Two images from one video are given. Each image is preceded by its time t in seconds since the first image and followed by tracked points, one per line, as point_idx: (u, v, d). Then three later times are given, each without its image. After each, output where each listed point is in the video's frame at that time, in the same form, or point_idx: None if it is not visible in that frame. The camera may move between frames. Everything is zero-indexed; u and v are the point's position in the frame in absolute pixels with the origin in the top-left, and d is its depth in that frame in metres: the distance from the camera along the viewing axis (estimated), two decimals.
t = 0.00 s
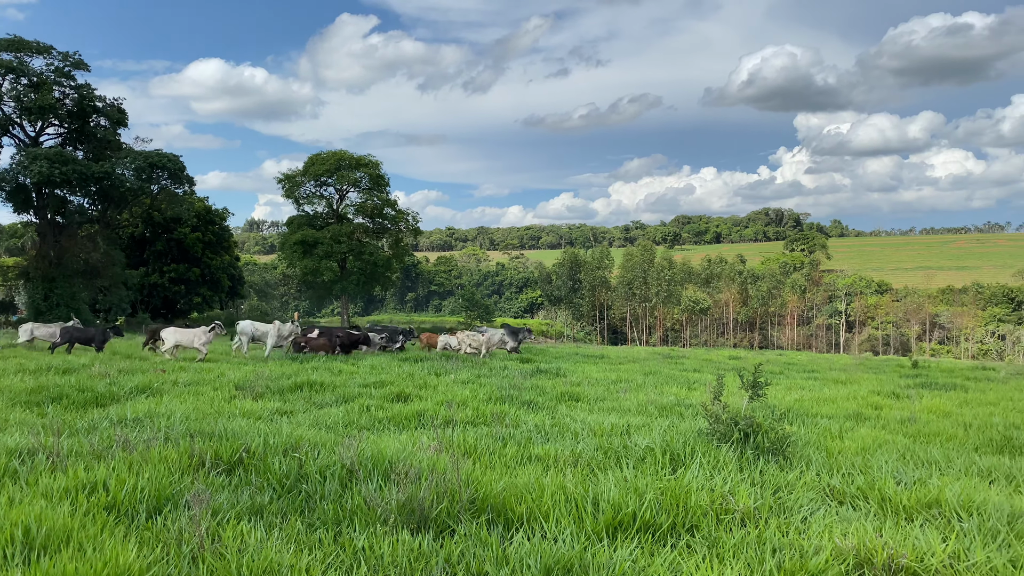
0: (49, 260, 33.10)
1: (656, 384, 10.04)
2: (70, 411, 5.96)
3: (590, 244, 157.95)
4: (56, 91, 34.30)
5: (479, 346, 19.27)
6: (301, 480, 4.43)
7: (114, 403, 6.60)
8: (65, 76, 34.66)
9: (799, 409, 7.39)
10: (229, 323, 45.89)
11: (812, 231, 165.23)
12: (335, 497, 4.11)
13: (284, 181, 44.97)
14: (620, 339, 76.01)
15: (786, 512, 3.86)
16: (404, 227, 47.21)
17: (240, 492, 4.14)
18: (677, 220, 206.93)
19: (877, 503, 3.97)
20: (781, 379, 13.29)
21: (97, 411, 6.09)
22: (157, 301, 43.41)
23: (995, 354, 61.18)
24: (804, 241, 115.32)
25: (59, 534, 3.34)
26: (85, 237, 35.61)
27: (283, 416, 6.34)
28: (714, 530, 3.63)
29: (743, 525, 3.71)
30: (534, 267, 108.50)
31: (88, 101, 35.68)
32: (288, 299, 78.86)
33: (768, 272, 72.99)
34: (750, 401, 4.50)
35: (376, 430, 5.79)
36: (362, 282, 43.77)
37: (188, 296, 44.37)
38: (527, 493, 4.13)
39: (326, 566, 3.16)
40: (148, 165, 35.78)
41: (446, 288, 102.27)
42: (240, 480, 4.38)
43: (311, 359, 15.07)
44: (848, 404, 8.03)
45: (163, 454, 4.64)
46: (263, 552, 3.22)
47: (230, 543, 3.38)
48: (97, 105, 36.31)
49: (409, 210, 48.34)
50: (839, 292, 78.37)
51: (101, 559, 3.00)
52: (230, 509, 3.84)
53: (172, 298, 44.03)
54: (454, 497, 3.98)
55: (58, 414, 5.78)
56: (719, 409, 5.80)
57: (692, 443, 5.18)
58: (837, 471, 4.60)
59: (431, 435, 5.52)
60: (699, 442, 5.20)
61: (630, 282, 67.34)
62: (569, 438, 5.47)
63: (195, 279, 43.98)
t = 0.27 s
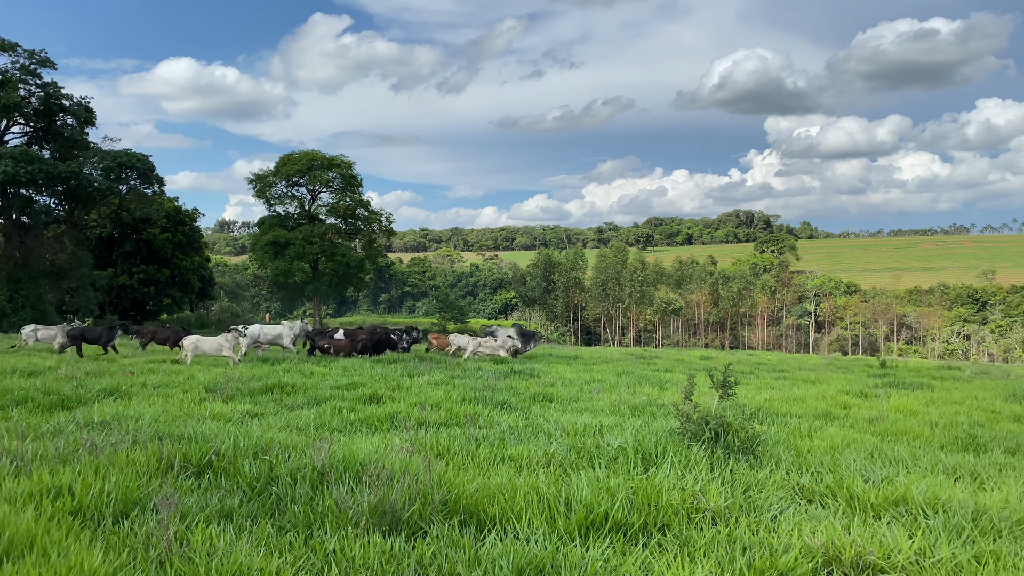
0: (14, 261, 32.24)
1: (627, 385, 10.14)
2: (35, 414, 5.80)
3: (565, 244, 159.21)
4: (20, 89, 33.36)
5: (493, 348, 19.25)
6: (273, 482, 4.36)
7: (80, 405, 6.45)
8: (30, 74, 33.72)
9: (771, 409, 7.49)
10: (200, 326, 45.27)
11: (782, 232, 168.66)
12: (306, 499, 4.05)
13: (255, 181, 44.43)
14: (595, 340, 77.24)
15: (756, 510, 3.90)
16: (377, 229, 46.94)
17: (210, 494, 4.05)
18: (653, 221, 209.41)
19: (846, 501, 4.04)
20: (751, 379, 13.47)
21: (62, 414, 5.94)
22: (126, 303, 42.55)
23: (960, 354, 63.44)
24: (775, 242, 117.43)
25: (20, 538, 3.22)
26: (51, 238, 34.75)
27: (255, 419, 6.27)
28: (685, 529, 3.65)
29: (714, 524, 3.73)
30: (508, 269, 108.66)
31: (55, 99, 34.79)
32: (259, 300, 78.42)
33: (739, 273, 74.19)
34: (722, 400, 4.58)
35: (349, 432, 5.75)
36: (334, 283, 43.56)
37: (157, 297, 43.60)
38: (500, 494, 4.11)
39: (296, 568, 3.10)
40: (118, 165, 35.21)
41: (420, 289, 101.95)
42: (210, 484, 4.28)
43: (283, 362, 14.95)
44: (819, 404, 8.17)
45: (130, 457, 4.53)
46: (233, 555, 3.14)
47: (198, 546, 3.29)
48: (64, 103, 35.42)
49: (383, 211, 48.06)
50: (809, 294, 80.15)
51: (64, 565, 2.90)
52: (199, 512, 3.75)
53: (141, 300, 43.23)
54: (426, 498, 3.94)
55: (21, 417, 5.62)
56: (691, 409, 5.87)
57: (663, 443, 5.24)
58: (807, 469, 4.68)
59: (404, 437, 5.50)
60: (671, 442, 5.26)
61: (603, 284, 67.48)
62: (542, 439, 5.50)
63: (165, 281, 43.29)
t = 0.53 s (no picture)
0: None
1: (601, 386, 10.23)
2: None
3: (539, 246, 160.16)
4: None
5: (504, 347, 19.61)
6: (241, 487, 4.19)
7: (42, 410, 6.16)
8: None
9: (742, 409, 7.65)
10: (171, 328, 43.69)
11: (750, 235, 173.59)
12: (275, 505, 3.90)
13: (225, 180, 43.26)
14: (569, 342, 78.16)
15: (726, 510, 3.96)
16: (349, 230, 46.22)
17: (176, 500, 3.87)
18: (626, 223, 212.50)
19: (815, 501, 4.12)
20: (723, 379, 13.74)
21: (22, 418, 5.64)
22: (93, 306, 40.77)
23: (929, 354, 66.81)
24: (745, 244, 120.66)
25: None
26: (14, 240, 33.13)
27: (225, 422, 6.06)
28: (656, 529, 3.68)
29: (685, 524, 3.77)
30: (482, 270, 108.61)
31: (21, 98, 32.88)
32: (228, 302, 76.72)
33: (711, 275, 75.92)
34: (693, 400, 4.67)
35: (319, 436, 5.61)
36: (305, 285, 42.74)
37: (125, 299, 41.91)
38: (473, 497, 4.05)
39: None
40: (85, 164, 33.91)
41: (394, 291, 100.81)
42: (175, 489, 4.09)
43: (254, 363, 14.58)
44: (789, 404, 8.37)
45: (94, 462, 4.30)
46: (200, 561, 3.00)
47: (163, 552, 3.13)
48: (31, 102, 33.53)
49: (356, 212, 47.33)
50: (780, 294, 82.62)
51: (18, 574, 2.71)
52: (165, 517, 3.58)
53: (108, 302, 41.51)
54: (397, 503, 3.84)
55: None
56: (663, 410, 5.94)
57: (636, 444, 5.29)
58: (776, 469, 4.78)
59: (375, 440, 5.40)
60: (643, 443, 5.33)
61: (577, 285, 68.18)
62: (516, 442, 5.47)
63: (134, 281, 41.66)
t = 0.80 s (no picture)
0: None
1: (576, 388, 10.28)
2: None
3: (516, 247, 160.52)
4: None
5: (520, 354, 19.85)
6: (213, 492, 4.03)
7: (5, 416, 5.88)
8: None
9: (715, 410, 7.78)
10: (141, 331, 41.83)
11: (722, 237, 177.86)
12: (245, 509, 3.76)
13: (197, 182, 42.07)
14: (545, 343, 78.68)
15: (700, 512, 3.99)
16: (324, 231, 45.42)
17: (146, 505, 3.69)
18: (601, 225, 214.85)
19: (788, 502, 4.20)
20: (697, 381, 13.96)
21: None
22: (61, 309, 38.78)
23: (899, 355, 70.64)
24: (717, 247, 123.47)
25: None
26: None
27: (196, 426, 5.86)
28: (631, 531, 3.68)
29: (659, 526, 3.79)
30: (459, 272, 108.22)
31: None
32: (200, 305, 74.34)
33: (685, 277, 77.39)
34: (668, 402, 4.74)
35: (292, 440, 5.46)
36: (279, 287, 41.79)
37: (95, 302, 39.80)
38: (447, 500, 3.98)
39: None
40: (52, 165, 33.39)
41: (368, 293, 99.22)
42: (145, 494, 3.91)
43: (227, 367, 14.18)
44: (762, 405, 8.56)
45: (61, 467, 4.09)
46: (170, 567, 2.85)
47: (133, 558, 2.97)
48: None
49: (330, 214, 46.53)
50: (753, 296, 84.74)
51: None
52: (134, 523, 3.41)
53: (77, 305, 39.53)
54: (370, 507, 3.74)
55: None
56: (638, 412, 6.00)
57: (611, 445, 5.32)
58: (750, 470, 4.86)
59: (349, 443, 5.28)
60: (618, 445, 5.37)
61: (552, 287, 68.59)
62: (491, 444, 5.43)
63: (104, 284, 39.69)
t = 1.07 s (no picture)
0: None
1: (555, 390, 10.32)
2: None
3: (496, 249, 160.47)
4: None
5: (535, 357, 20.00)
6: (189, 496, 3.89)
7: None
8: None
9: (695, 412, 7.88)
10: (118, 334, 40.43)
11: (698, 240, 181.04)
12: (222, 513, 3.64)
13: (173, 184, 40.91)
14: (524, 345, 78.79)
15: (679, 513, 4.02)
16: (303, 234, 44.61)
17: (122, 508, 3.55)
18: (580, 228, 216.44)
19: (766, 502, 4.27)
20: (676, 382, 14.09)
21: None
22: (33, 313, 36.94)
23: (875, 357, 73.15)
24: (696, 250, 125.54)
25: None
26: None
27: (173, 429, 5.68)
28: (611, 532, 3.68)
29: (638, 527, 3.79)
30: (438, 275, 107.64)
31: None
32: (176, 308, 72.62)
33: (664, 279, 78.39)
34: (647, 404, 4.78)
35: (270, 443, 5.33)
36: (257, 290, 40.86)
37: (69, 305, 38.08)
38: (427, 502, 3.92)
39: None
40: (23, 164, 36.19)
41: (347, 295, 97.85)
42: (122, 497, 3.76)
43: (207, 370, 13.87)
44: (741, 406, 8.71)
45: (34, 471, 3.91)
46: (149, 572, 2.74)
47: (109, 563, 2.84)
48: None
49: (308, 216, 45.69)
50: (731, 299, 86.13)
51: None
52: (111, 526, 3.26)
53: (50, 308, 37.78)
54: (350, 510, 3.65)
55: None
56: (617, 414, 6.04)
57: (591, 447, 5.33)
58: (729, 471, 4.93)
59: (328, 446, 5.17)
60: (598, 446, 5.39)
61: (532, 289, 68.78)
62: (471, 447, 5.38)
63: (79, 286, 38.04)
